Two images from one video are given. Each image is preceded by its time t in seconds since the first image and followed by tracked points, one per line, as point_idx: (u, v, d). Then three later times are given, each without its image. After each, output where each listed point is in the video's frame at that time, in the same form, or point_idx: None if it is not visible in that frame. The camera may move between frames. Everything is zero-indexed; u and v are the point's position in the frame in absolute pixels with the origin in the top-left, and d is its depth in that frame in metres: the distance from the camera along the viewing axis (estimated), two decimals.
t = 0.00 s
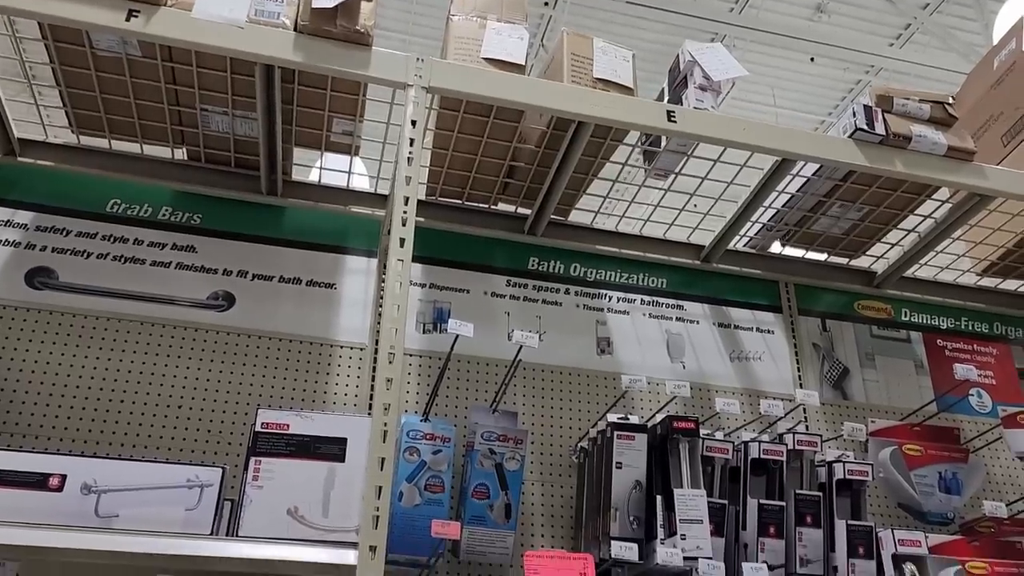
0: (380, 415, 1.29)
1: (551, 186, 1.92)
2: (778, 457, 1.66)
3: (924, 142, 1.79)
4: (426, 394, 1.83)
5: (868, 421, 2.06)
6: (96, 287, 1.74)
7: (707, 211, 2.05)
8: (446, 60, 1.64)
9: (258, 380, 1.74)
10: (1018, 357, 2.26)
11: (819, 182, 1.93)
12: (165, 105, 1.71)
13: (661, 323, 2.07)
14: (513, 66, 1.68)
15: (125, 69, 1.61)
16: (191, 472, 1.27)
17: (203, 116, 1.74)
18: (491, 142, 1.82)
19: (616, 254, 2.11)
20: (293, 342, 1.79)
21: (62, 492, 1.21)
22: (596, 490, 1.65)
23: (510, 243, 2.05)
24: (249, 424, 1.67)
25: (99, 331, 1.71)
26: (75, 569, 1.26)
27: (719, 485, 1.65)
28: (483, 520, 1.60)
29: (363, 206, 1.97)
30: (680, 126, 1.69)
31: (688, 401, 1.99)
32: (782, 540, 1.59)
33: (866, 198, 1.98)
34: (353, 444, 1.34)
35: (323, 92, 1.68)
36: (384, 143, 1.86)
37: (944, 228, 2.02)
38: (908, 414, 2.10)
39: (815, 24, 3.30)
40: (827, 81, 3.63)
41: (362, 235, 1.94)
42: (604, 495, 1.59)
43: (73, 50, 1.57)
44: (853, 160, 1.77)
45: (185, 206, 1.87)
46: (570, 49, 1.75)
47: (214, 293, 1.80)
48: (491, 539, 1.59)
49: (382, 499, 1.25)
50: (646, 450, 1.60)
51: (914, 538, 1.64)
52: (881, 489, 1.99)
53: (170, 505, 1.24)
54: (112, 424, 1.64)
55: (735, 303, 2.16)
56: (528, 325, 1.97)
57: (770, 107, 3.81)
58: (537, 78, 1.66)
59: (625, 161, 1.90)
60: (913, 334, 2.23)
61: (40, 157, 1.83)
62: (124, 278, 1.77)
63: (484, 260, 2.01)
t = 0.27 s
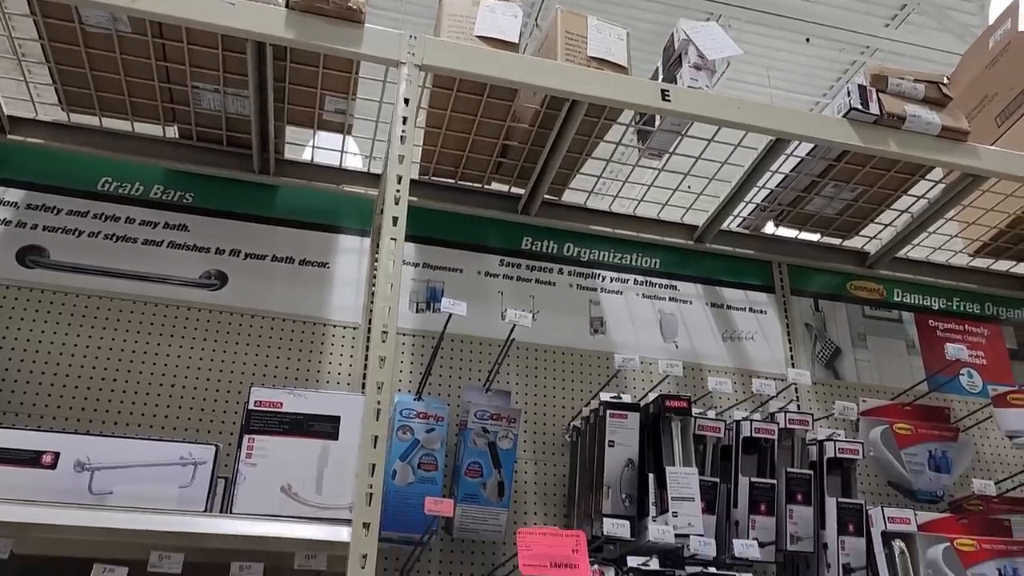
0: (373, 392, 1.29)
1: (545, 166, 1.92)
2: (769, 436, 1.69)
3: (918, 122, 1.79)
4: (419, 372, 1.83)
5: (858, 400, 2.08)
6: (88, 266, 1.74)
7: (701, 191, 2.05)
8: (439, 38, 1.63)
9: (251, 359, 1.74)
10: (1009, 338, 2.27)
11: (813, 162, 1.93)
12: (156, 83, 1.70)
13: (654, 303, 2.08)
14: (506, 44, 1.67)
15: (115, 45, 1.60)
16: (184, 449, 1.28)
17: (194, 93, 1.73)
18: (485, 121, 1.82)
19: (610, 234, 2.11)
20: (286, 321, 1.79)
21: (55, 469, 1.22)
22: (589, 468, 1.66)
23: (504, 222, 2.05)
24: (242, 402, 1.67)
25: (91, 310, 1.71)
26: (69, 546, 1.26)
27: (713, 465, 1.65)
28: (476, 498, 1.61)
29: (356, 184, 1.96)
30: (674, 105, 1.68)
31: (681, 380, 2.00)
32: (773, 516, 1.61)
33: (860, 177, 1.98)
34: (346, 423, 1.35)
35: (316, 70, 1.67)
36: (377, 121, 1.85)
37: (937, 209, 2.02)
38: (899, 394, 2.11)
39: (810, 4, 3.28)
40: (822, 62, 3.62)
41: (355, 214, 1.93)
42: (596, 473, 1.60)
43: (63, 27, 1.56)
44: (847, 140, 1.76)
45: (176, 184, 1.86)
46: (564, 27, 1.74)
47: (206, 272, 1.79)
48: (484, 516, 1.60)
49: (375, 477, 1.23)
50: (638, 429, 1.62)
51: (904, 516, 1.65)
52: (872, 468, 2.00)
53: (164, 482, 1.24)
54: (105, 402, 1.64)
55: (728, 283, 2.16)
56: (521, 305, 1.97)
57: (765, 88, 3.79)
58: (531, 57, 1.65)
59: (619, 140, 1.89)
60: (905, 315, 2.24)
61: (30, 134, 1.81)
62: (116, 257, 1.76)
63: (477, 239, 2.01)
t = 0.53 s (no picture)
0: (363, 363, 1.29)
1: (536, 139, 1.91)
2: (758, 408, 1.70)
3: (910, 95, 1.78)
4: (410, 345, 1.84)
5: (847, 374, 2.07)
6: (76, 237, 1.73)
7: (693, 165, 2.04)
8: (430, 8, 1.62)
9: (241, 331, 1.74)
10: (997, 313, 2.28)
11: (805, 136, 1.93)
12: (143, 52, 1.68)
13: (645, 277, 2.08)
14: (497, 14, 1.66)
15: (101, 13, 1.58)
16: (174, 419, 1.28)
17: (182, 63, 1.71)
18: (476, 93, 1.81)
19: (601, 207, 2.11)
20: (276, 294, 1.79)
21: (44, 438, 1.22)
22: (579, 439, 1.67)
23: (495, 195, 2.04)
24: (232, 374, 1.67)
25: (80, 281, 1.70)
26: (59, 515, 1.26)
27: (702, 435, 1.67)
28: (467, 470, 1.61)
29: (347, 156, 1.95)
30: (666, 77, 1.67)
31: (672, 351, 2.01)
32: (760, 487, 1.62)
33: (852, 151, 1.98)
34: (335, 394, 1.35)
35: (305, 40, 1.65)
36: (367, 92, 1.83)
37: (928, 183, 2.02)
38: (888, 367, 2.13)
39: None
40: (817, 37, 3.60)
41: (346, 186, 1.92)
42: (586, 444, 1.61)
43: None
44: (839, 113, 1.76)
45: (165, 155, 1.85)
46: None
47: (196, 244, 1.79)
48: (475, 487, 1.61)
49: (365, 447, 1.23)
50: (628, 401, 1.62)
51: (889, 487, 1.67)
52: (858, 440, 2.01)
53: (154, 451, 1.25)
54: (95, 373, 1.64)
55: (719, 258, 2.16)
56: (512, 278, 1.97)
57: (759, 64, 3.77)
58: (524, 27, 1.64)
59: (611, 113, 1.88)
60: (895, 289, 2.25)
61: (16, 104, 1.79)
62: (104, 228, 1.75)
63: (468, 212, 2.00)
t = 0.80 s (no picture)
0: (353, 329, 1.29)
1: (528, 107, 1.90)
2: (747, 376, 1.71)
3: (904, 65, 1.77)
4: (401, 313, 1.83)
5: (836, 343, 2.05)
6: (63, 203, 1.71)
7: (686, 134, 2.04)
8: None
9: (231, 299, 1.73)
10: (986, 285, 2.29)
11: (798, 106, 1.92)
12: (130, 15, 1.66)
13: (637, 246, 2.07)
14: None
15: None
16: (163, 384, 1.28)
17: (169, 26, 1.69)
18: (467, 59, 1.79)
19: (593, 177, 2.10)
20: (266, 262, 1.78)
21: (33, 403, 1.22)
22: (569, 406, 1.68)
23: (486, 164, 2.03)
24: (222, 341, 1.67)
25: (68, 247, 1.69)
26: (48, 479, 1.26)
27: (692, 403, 1.68)
28: (457, 437, 1.62)
29: (338, 123, 1.93)
30: (659, 44, 1.66)
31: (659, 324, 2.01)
32: (748, 455, 1.64)
33: (844, 122, 1.97)
34: (325, 360, 1.35)
35: (294, 4, 1.63)
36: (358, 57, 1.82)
37: (920, 154, 2.02)
38: (877, 338, 2.14)
39: None
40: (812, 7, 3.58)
41: (336, 154, 1.90)
42: (576, 412, 1.62)
43: None
44: (832, 82, 1.75)
45: (152, 120, 1.83)
46: None
47: (185, 210, 1.77)
48: (465, 454, 1.62)
49: (355, 413, 1.25)
50: (618, 368, 1.62)
51: (875, 455, 1.68)
52: (845, 409, 2.01)
53: (143, 416, 1.25)
54: (83, 340, 1.63)
55: (711, 228, 2.16)
56: (503, 247, 1.97)
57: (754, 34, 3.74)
58: None
59: (604, 81, 1.87)
60: (885, 261, 2.25)
61: None
62: (92, 194, 1.74)
63: (459, 180, 1.99)
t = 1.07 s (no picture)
0: (343, 290, 1.28)
1: (523, 69, 1.88)
2: (739, 341, 1.71)
3: (902, 29, 1.76)
4: (393, 275, 1.83)
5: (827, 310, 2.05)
6: (51, 161, 1.70)
7: (683, 96, 2.03)
8: None
9: (222, 260, 1.72)
10: (979, 253, 2.29)
11: (795, 70, 1.90)
12: None
13: (630, 211, 2.06)
14: None
15: None
16: (153, 342, 1.27)
17: None
18: (461, 19, 1.76)
19: (588, 141, 2.09)
20: (257, 223, 1.77)
21: (22, 359, 1.22)
22: (560, 369, 1.68)
23: (480, 126, 2.01)
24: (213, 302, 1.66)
25: (57, 206, 1.67)
26: (38, 436, 1.26)
27: (683, 367, 1.68)
28: (449, 399, 1.62)
29: (330, 84, 1.91)
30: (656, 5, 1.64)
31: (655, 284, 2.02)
32: (738, 419, 1.65)
33: (841, 87, 1.96)
34: (316, 320, 1.34)
35: None
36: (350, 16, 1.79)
37: (917, 120, 2.01)
38: (869, 306, 2.14)
39: None
40: None
41: (328, 115, 1.88)
42: (568, 375, 1.62)
43: None
44: (830, 46, 1.73)
45: (142, 79, 1.80)
46: None
47: (175, 170, 1.76)
48: (456, 417, 1.62)
49: (345, 372, 1.24)
50: (610, 332, 1.62)
51: (865, 420, 1.69)
52: (836, 376, 2.02)
53: (133, 374, 1.25)
54: (74, 300, 1.62)
55: (705, 194, 2.15)
56: (496, 211, 1.95)
57: None
58: None
59: (600, 43, 1.85)
60: (879, 229, 2.25)
61: None
62: (80, 152, 1.72)
63: (452, 143, 1.98)
